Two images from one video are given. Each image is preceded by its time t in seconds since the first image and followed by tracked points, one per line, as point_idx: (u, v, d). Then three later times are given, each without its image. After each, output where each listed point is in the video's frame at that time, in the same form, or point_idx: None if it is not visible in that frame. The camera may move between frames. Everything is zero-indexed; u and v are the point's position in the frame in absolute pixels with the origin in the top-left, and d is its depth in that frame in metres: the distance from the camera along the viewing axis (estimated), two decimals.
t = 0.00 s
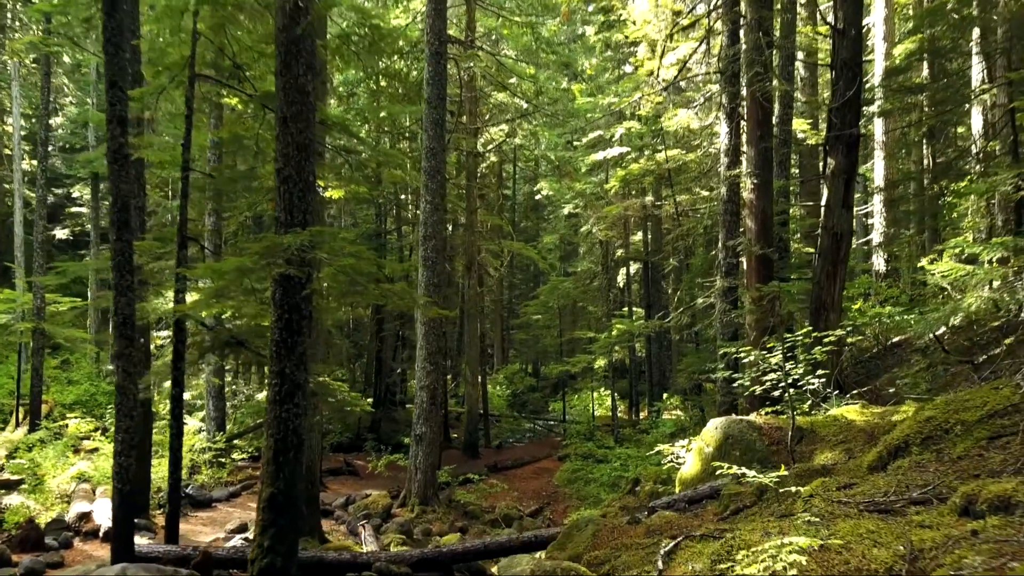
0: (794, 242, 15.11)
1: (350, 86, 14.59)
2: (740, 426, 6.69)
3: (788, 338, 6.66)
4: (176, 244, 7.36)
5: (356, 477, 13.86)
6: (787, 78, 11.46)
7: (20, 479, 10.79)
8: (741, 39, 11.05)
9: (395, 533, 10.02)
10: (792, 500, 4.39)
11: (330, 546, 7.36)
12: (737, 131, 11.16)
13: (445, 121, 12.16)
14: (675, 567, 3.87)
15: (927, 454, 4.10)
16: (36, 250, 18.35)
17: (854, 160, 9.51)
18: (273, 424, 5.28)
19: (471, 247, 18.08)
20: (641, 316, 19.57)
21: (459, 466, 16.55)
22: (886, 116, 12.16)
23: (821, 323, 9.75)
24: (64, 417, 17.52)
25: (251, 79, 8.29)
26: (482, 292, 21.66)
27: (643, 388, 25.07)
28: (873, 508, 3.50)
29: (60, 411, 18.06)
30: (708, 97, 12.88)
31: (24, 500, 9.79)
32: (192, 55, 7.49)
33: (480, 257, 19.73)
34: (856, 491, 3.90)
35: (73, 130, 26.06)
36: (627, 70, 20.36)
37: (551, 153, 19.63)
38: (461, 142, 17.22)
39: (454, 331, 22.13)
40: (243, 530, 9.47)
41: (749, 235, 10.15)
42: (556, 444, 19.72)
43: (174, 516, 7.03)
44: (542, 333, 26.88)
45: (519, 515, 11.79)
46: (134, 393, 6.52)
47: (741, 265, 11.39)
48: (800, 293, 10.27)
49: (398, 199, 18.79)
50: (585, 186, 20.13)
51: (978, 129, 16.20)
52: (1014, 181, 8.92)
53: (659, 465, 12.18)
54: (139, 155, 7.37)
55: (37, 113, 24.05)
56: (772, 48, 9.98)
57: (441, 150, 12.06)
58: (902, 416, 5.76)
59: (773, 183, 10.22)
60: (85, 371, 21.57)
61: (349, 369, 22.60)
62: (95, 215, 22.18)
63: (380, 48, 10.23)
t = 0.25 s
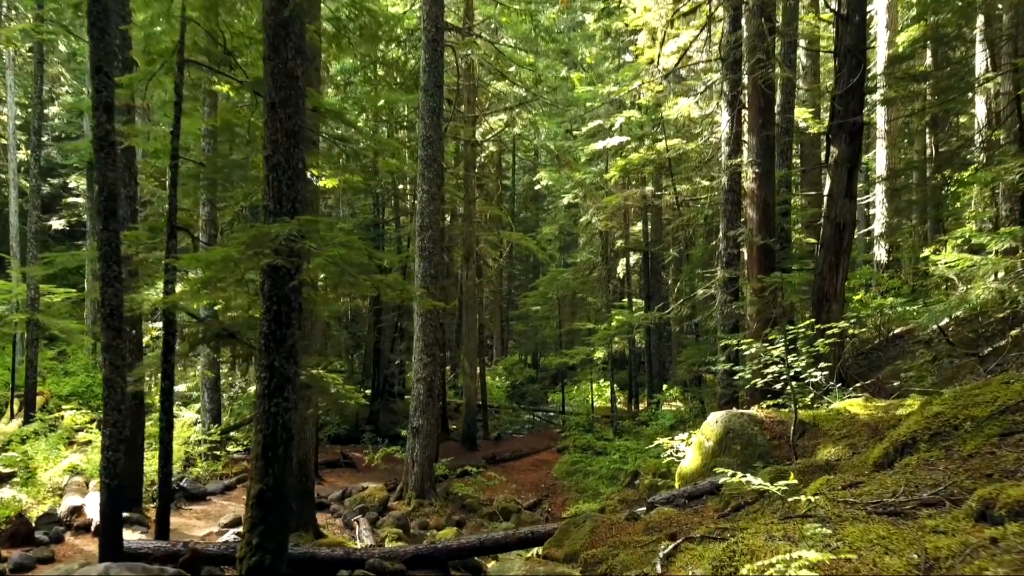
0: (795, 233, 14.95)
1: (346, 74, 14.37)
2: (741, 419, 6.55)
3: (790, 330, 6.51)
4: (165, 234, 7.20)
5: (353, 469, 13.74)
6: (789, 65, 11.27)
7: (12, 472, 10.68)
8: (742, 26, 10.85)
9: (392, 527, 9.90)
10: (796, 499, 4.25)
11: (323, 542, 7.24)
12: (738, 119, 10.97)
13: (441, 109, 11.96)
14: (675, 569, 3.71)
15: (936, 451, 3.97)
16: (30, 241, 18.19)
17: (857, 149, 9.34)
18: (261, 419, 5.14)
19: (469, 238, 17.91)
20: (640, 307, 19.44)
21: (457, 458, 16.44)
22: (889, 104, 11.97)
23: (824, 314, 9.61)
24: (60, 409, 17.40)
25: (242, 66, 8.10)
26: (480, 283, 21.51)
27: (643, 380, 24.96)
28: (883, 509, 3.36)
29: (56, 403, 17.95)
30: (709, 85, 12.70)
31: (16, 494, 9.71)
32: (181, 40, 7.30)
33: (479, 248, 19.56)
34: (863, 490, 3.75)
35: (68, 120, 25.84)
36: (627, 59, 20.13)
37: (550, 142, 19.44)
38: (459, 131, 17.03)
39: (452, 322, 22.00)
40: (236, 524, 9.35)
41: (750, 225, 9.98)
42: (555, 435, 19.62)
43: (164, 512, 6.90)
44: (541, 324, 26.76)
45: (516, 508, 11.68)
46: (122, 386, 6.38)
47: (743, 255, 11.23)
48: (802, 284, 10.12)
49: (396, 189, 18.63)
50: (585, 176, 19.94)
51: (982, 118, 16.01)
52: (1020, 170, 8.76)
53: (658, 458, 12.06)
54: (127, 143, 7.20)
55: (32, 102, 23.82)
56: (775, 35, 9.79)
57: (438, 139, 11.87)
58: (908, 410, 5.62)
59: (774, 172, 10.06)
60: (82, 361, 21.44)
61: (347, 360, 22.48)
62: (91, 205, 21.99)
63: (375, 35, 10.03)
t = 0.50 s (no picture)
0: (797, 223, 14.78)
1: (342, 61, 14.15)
2: (742, 413, 6.41)
3: (793, 323, 6.36)
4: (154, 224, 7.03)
5: (349, 462, 13.63)
6: (791, 52, 11.06)
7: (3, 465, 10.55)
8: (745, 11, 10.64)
9: (388, 521, 9.79)
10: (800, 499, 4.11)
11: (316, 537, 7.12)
12: (740, 107, 10.77)
13: (438, 97, 11.77)
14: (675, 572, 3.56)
15: (946, 449, 3.82)
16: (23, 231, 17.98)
17: (861, 137, 9.16)
18: (249, 414, 4.99)
19: (467, 229, 17.73)
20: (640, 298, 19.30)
21: (455, 450, 16.33)
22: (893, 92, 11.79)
23: (826, 306, 9.45)
24: (55, 400, 17.25)
25: (234, 51, 7.90)
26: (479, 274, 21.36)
27: (643, 371, 24.83)
28: (893, 512, 3.22)
29: (51, 394, 17.81)
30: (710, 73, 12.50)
31: (6, 488, 9.63)
32: (170, 25, 7.10)
33: (477, 238, 19.39)
34: (871, 490, 3.60)
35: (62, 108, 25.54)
36: (627, 47, 19.89)
37: (549, 132, 19.24)
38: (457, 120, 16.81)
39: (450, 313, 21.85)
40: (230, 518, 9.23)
41: (751, 214, 9.82)
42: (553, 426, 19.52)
43: (154, 507, 6.77)
44: (540, 314, 26.63)
45: (514, 501, 11.57)
46: (109, 380, 6.22)
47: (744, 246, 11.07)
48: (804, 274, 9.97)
49: (393, 179, 18.45)
50: (584, 166, 19.74)
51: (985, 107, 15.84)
52: None
53: (657, 451, 11.94)
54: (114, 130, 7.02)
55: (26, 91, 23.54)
56: (778, 20, 9.59)
57: (435, 127, 11.67)
58: (914, 405, 5.49)
59: (777, 161, 9.88)
60: (77, 352, 21.28)
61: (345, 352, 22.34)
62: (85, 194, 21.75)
63: (370, 21, 9.82)
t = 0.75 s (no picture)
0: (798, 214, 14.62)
1: (337, 49, 13.94)
2: (743, 408, 6.27)
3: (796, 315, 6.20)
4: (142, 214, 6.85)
5: (346, 454, 13.51)
6: (794, 39, 10.87)
7: None
8: None
9: (384, 515, 9.67)
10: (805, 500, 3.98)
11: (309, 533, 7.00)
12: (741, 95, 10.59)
13: (435, 86, 11.58)
14: None
15: (958, 449, 3.67)
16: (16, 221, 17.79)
17: (865, 125, 9.00)
18: (237, 409, 4.85)
19: (466, 219, 17.57)
20: (640, 289, 19.17)
21: (453, 442, 16.21)
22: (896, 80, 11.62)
23: (829, 297, 9.32)
24: (50, 393, 17.10)
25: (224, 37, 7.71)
26: (478, 265, 21.20)
27: (642, 362, 24.72)
28: (904, 514, 3.07)
29: (46, 386, 17.66)
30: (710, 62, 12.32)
31: None
32: (157, 9, 6.91)
33: (475, 229, 19.22)
34: (880, 491, 3.44)
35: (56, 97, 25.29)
36: (627, 36, 19.67)
37: (548, 121, 19.05)
38: (455, 109, 16.61)
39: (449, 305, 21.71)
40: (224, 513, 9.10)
41: (753, 204, 9.66)
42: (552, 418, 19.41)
43: (144, 503, 6.63)
44: (539, 306, 26.50)
45: (512, 494, 11.47)
46: (96, 373, 6.06)
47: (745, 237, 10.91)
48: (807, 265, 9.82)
49: (391, 170, 18.26)
50: (584, 155, 19.56)
51: (988, 96, 15.67)
52: None
53: (657, 444, 11.81)
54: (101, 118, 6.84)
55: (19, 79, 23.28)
56: (780, 5, 9.39)
57: (431, 116, 11.49)
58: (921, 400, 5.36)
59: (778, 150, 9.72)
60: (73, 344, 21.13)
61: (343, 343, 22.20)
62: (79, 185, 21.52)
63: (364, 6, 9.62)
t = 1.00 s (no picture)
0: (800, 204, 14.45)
1: (333, 37, 13.71)
2: (744, 403, 6.13)
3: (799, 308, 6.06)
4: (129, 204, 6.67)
5: (343, 447, 13.40)
6: (797, 26, 10.67)
7: None
8: None
9: (380, 509, 9.56)
10: (809, 501, 3.84)
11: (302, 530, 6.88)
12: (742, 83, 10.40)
13: (431, 74, 11.39)
14: None
15: (971, 450, 3.52)
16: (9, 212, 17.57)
17: (869, 114, 8.83)
18: (223, 405, 4.71)
19: (464, 209, 17.38)
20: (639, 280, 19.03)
21: (451, 435, 16.11)
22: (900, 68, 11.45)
23: (831, 289, 9.17)
24: (44, 385, 16.94)
25: (214, 23, 7.50)
26: (476, 256, 21.04)
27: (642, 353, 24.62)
28: (916, 521, 2.92)
29: (41, 378, 17.50)
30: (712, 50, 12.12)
31: None
32: None
33: (474, 220, 19.05)
34: (890, 495, 3.29)
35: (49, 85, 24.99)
36: (627, 24, 19.43)
37: (548, 111, 18.85)
38: (453, 98, 16.40)
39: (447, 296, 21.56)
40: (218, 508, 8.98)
41: (755, 194, 9.50)
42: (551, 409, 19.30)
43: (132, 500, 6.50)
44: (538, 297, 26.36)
45: (510, 488, 11.36)
46: (82, 367, 5.90)
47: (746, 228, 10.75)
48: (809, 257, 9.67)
49: (389, 159, 18.08)
50: (583, 145, 19.36)
51: (992, 85, 15.50)
52: None
53: (656, 437, 11.70)
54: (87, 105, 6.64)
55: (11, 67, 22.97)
56: None
57: (428, 105, 11.30)
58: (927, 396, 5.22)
59: (781, 139, 9.55)
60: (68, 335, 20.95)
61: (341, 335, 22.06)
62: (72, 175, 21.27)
63: None
